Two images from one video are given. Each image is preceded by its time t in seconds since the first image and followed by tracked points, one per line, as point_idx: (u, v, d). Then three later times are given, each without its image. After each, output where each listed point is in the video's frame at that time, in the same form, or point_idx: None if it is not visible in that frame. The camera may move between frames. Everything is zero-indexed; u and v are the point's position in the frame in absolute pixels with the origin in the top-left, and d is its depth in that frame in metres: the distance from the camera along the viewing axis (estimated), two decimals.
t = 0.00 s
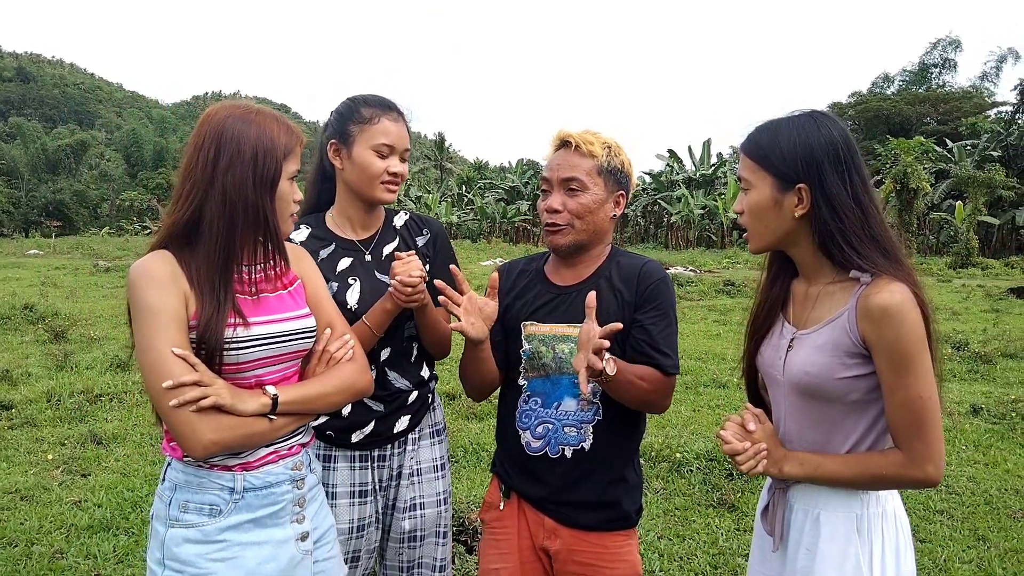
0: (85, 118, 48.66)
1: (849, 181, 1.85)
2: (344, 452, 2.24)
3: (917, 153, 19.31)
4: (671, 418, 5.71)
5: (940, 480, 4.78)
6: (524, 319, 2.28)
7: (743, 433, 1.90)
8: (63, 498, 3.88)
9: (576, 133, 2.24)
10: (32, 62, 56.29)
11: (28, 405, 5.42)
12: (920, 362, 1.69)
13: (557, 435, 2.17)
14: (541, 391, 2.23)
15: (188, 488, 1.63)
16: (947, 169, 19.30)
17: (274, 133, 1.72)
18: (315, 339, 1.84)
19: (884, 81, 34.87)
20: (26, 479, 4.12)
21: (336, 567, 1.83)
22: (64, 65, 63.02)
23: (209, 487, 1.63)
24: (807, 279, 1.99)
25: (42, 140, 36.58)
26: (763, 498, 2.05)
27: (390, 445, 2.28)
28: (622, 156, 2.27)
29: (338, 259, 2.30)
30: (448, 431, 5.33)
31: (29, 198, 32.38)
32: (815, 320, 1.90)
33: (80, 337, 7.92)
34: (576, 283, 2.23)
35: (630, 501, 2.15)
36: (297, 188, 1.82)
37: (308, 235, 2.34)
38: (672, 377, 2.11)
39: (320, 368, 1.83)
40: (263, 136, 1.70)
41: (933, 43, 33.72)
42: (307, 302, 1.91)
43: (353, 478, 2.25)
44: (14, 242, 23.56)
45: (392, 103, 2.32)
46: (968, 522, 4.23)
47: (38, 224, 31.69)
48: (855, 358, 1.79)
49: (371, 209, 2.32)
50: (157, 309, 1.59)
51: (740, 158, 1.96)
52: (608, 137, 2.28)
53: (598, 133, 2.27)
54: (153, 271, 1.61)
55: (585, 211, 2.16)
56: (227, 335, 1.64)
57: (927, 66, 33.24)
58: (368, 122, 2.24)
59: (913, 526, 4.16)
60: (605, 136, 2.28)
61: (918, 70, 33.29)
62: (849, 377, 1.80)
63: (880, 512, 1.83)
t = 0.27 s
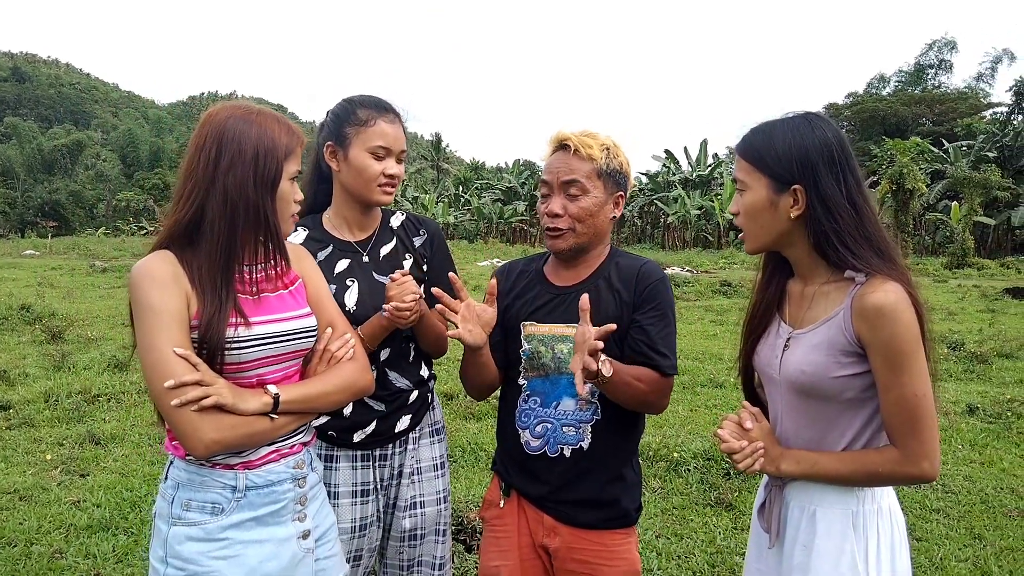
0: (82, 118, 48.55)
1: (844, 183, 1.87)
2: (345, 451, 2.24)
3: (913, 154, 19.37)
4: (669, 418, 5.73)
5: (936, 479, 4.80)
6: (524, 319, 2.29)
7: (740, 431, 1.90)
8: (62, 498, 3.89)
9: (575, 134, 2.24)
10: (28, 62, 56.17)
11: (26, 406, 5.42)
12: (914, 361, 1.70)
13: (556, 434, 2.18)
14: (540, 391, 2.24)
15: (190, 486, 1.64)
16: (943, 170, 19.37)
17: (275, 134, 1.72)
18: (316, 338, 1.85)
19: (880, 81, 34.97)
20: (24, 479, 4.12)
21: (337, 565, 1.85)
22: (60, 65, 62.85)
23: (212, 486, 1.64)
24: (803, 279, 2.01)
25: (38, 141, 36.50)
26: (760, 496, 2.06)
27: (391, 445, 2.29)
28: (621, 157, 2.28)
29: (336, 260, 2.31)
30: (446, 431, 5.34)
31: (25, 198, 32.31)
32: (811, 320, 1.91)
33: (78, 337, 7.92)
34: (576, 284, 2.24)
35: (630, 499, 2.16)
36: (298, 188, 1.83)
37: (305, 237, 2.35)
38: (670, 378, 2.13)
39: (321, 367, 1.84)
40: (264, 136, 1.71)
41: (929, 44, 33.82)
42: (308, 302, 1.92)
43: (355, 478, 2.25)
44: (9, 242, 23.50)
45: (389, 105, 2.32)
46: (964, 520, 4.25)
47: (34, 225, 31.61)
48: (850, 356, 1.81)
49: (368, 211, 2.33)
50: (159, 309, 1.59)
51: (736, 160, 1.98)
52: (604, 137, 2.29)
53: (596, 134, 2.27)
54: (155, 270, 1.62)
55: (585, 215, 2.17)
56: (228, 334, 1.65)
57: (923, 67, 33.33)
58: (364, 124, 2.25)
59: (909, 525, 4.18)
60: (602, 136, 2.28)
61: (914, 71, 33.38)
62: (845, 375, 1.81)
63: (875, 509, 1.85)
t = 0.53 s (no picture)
0: (81, 117, 48.52)
1: (842, 183, 1.87)
2: (348, 449, 2.25)
3: (913, 153, 19.37)
4: (669, 417, 5.73)
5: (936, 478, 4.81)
6: (528, 319, 2.29)
7: (741, 432, 1.92)
8: (63, 497, 3.89)
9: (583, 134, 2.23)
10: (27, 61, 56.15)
11: (27, 404, 5.42)
12: (914, 359, 1.71)
13: (560, 433, 2.18)
14: (544, 390, 2.25)
15: (195, 484, 1.65)
16: (943, 169, 19.37)
17: (277, 132, 1.73)
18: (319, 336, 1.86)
19: (879, 80, 34.95)
20: (26, 478, 4.13)
21: (340, 563, 1.85)
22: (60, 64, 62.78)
23: (217, 483, 1.65)
24: (803, 278, 2.01)
25: (37, 139, 36.48)
26: (761, 493, 2.07)
27: (392, 444, 2.30)
28: (628, 157, 2.27)
29: (338, 260, 2.31)
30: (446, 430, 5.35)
31: (25, 197, 32.31)
32: (811, 319, 1.92)
33: (78, 336, 7.92)
34: (581, 284, 2.25)
35: (634, 497, 2.16)
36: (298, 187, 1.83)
37: (307, 236, 2.35)
38: (673, 379, 2.12)
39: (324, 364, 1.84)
40: (266, 136, 1.71)
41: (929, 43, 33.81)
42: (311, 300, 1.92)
43: (357, 476, 2.26)
44: (9, 241, 23.49)
45: (388, 104, 2.32)
46: (964, 519, 4.25)
47: (34, 224, 31.61)
48: (851, 355, 1.81)
49: (369, 211, 2.33)
50: (163, 308, 1.59)
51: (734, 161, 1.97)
52: (611, 136, 2.27)
53: (604, 133, 2.25)
54: (158, 270, 1.62)
55: (600, 218, 2.17)
56: (233, 333, 1.66)
57: (923, 66, 33.33)
58: (363, 125, 2.24)
59: (909, 524, 4.19)
60: (608, 135, 2.26)
61: (914, 70, 33.36)
62: (845, 374, 1.82)
63: (876, 506, 1.85)
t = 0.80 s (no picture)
0: (85, 118, 48.65)
1: (847, 184, 1.87)
2: (352, 449, 2.25)
3: (916, 154, 19.33)
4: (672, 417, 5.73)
5: (940, 478, 4.80)
6: (536, 321, 2.29)
7: (744, 434, 1.91)
8: (68, 496, 3.91)
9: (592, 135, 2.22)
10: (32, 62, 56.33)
11: (32, 404, 5.45)
12: (918, 359, 1.71)
13: (567, 435, 2.19)
14: (552, 392, 2.25)
15: (201, 484, 1.66)
16: (947, 169, 19.33)
17: (281, 133, 1.74)
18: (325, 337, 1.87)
19: (883, 80, 34.89)
20: (31, 477, 4.14)
21: (345, 563, 1.86)
22: (64, 64, 62.95)
23: (223, 483, 1.65)
24: (807, 280, 2.01)
25: (42, 140, 36.59)
26: (766, 494, 2.07)
27: (397, 443, 2.30)
28: (638, 159, 2.28)
29: (344, 261, 2.31)
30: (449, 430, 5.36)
31: (29, 197, 32.40)
32: (815, 321, 1.92)
33: (82, 336, 7.95)
34: (587, 287, 2.25)
35: (640, 498, 2.17)
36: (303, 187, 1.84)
37: (313, 237, 2.34)
38: (682, 382, 2.12)
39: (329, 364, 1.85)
40: (270, 136, 1.72)
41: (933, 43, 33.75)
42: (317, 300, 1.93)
43: (361, 476, 2.26)
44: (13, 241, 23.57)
45: (394, 107, 2.31)
46: (968, 520, 4.25)
47: (38, 224, 31.71)
48: (856, 356, 1.81)
49: (374, 213, 2.34)
50: (170, 309, 1.60)
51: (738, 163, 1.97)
52: (621, 138, 2.27)
53: (614, 135, 2.24)
54: (165, 270, 1.63)
55: (610, 221, 2.17)
56: (239, 333, 1.66)
57: (927, 66, 33.26)
58: (368, 127, 2.25)
59: (913, 524, 4.18)
60: (619, 137, 2.26)
61: (918, 70, 33.28)
62: (850, 375, 1.82)
63: (880, 506, 1.85)
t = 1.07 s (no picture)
0: (80, 116, 48.46)
1: (849, 181, 1.89)
2: (348, 449, 2.26)
3: (911, 154, 19.40)
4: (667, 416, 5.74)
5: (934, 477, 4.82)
6: (533, 321, 2.29)
7: (740, 434, 1.92)
8: (62, 495, 3.90)
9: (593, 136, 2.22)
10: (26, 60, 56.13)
11: (26, 403, 5.43)
12: (914, 359, 1.72)
13: (565, 434, 2.19)
14: (550, 391, 2.25)
15: (198, 482, 1.66)
16: (941, 169, 19.40)
17: (278, 132, 1.74)
18: (321, 336, 1.87)
19: (878, 80, 34.98)
20: (25, 476, 4.13)
21: (342, 561, 1.86)
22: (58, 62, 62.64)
23: (219, 482, 1.65)
24: (803, 278, 2.02)
25: (36, 138, 36.44)
26: (761, 493, 2.08)
27: (393, 443, 2.31)
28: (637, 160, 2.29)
29: (340, 260, 2.32)
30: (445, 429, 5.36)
31: (23, 195, 32.29)
32: (812, 318, 1.92)
33: (77, 335, 7.92)
34: (576, 288, 2.25)
35: (637, 497, 2.17)
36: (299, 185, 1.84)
37: (309, 236, 2.35)
38: (681, 380, 2.13)
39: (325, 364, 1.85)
40: (266, 135, 1.72)
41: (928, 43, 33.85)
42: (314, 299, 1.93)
43: (357, 475, 2.26)
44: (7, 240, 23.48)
45: (391, 106, 2.31)
46: (961, 519, 4.27)
47: (32, 223, 31.58)
48: (852, 355, 1.82)
49: (371, 213, 2.34)
50: (165, 308, 1.60)
51: (741, 158, 1.95)
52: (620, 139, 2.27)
53: (613, 136, 2.24)
54: (161, 269, 1.63)
55: (612, 223, 2.18)
56: (234, 332, 1.66)
57: (922, 66, 33.36)
58: (365, 127, 2.24)
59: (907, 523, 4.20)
60: (618, 138, 2.27)
61: (913, 70, 33.38)
62: (846, 374, 1.83)
63: (875, 504, 1.87)
